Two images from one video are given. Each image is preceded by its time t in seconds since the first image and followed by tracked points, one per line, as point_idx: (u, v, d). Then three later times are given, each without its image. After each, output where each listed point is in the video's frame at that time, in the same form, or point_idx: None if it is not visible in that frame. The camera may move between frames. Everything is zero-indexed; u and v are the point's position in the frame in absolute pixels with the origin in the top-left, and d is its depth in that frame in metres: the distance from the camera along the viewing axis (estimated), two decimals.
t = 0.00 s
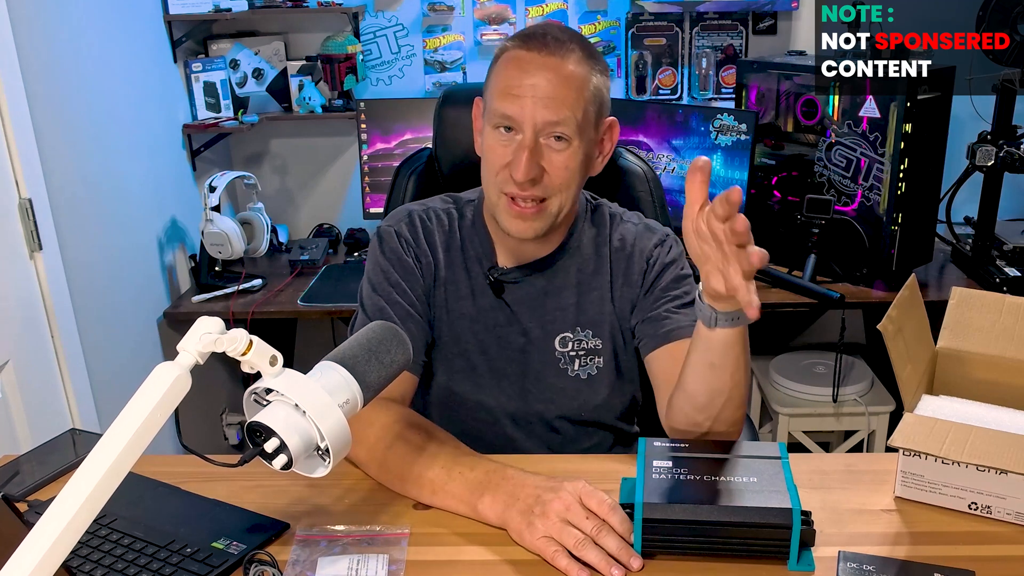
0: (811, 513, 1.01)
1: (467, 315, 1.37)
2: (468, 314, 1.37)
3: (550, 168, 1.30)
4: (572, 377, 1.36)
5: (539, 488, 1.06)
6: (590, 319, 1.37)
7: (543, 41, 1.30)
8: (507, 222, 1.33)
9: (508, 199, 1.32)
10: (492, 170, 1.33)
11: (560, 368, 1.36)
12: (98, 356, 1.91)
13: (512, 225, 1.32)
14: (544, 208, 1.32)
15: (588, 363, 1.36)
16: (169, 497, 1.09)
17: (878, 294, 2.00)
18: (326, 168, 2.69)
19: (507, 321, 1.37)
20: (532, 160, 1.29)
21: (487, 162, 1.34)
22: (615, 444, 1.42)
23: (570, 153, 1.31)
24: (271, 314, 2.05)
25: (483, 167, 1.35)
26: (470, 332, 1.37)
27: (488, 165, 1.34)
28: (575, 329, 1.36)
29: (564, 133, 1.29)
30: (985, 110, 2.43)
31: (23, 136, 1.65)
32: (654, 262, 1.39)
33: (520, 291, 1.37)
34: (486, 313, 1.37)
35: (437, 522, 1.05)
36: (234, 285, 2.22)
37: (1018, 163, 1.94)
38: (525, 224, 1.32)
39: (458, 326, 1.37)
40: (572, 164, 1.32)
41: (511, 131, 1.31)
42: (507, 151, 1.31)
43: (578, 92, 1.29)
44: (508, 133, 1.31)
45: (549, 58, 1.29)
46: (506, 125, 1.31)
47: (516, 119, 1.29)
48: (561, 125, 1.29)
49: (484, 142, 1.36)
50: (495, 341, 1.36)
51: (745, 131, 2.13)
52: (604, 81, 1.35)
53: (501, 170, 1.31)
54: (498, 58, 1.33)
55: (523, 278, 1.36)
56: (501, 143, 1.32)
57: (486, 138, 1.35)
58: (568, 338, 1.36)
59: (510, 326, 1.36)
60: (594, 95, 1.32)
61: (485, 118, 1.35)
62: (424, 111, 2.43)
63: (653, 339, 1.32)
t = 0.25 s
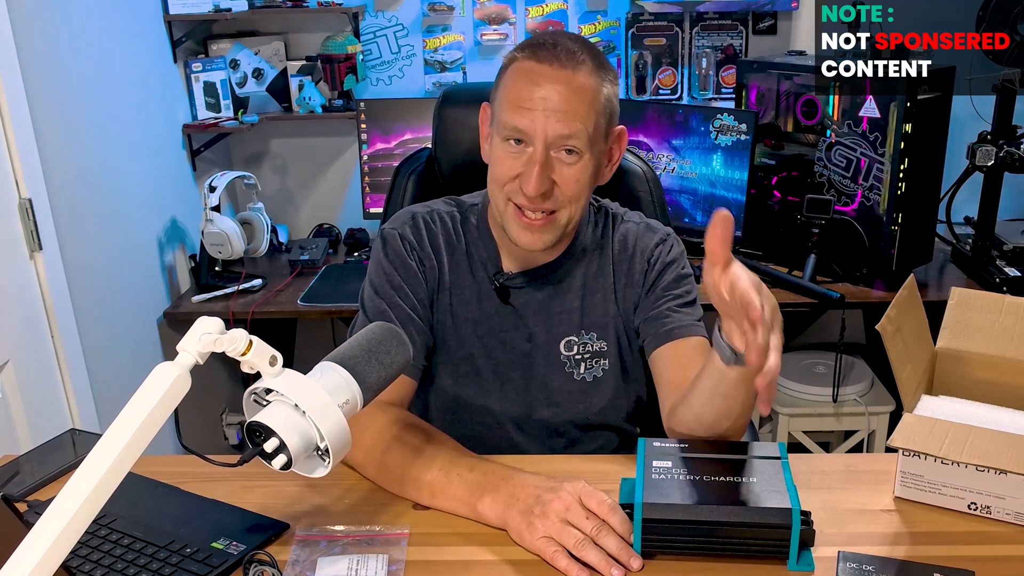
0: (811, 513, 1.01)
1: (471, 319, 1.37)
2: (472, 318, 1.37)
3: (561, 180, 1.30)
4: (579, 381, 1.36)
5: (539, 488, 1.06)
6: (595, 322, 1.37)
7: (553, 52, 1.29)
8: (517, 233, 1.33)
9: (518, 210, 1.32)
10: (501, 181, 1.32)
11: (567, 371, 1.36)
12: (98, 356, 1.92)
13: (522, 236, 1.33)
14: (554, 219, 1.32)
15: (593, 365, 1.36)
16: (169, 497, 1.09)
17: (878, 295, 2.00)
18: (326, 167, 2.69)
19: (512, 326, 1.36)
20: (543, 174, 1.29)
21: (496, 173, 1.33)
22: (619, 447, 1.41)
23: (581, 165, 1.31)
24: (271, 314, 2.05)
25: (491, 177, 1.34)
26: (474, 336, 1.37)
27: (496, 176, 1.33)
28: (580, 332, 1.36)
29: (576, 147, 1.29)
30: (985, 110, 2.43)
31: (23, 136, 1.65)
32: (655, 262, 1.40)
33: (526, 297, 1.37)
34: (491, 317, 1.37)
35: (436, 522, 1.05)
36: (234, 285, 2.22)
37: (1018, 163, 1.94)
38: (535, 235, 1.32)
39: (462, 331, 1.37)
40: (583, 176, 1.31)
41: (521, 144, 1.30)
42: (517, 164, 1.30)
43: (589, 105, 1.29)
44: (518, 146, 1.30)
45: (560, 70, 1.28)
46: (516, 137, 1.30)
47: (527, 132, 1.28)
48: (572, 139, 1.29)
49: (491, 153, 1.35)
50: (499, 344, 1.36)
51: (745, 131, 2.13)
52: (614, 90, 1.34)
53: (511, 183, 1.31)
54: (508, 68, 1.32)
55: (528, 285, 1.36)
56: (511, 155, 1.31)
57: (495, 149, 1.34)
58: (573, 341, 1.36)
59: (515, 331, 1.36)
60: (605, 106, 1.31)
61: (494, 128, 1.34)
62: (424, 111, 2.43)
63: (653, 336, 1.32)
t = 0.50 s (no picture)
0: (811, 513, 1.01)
1: (469, 322, 1.37)
2: (471, 321, 1.37)
3: (558, 184, 1.30)
4: (577, 384, 1.36)
5: (539, 488, 1.06)
6: (592, 326, 1.37)
7: (552, 56, 1.30)
8: (513, 236, 1.32)
9: (514, 213, 1.32)
10: (499, 185, 1.32)
11: (565, 375, 1.36)
12: (98, 356, 1.92)
13: (519, 239, 1.32)
14: (551, 223, 1.32)
15: (592, 368, 1.36)
16: (169, 497, 1.09)
17: (878, 294, 2.00)
18: (325, 167, 2.69)
19: (510, 329, 1.36)
20: (540, 176, 1.29)
21: (494, 176, 1.33)
22: (618, 447, 1.41)
23: (578, 169, 1.30)
24: (271, 314, 2.05)
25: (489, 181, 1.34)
26: (472, 339, 1.37)
27: (494, 179, 1.33)
28: (579, 336, 1.36)
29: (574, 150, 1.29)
30: (985, 110, 2.43)
31: (23, 136, 1.65)
32: (652, 265, 1.40)
33: (524, 300, 1.36)
34: (490, 320, 1.37)
35: (436, 523, 1.05)
36: (234, 285, 2.22)
37: (1018, 163, 1.94)
38: (531, 238, 1.31)
39: (461, 334, 1.37)
40: (581, 180, 1.31)
41: (520, 146, 1.30)
42: (515, 167, 1.30)
43: (588, 108, 1.29)
44: (516, 148, 1.30)
45: (559, 72, 1.28)
46: (514, 140, 1.30)
47: (525, 133, 1.29)
48: (570, 142, 1.29)
49: (490, 157, 1.35)
50: (497, 347, 1.36)
51: (745, 131, 2.13)
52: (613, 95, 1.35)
53: (509, 185, 1.31)
54: (508, 71, 1.33)
55: (525, 288, 1.36)
56: (509, 158, 1.31)
57: (493, 152, 1.34)
58: (571, 345, 1.36)
59: (513, 334, 1.36)
60: (604, 111, 1.32)
61: (493, 132, 1.34)
62: (424, 111, 2.43)
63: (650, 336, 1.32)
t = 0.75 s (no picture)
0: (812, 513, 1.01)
1: (468, 324, 1.37)
2: (471, 323, 1.37)
3: (561, 188, 1.29)
4: (576, 386, 1.36)
5: (539, 488, 1.06)
6: (591, 328, 1.37)
7: (553, 61, 1.31)
8: (516, 241, 1.32)
9: (517, 218, 1.31)
10: (501, 190, 1.32)
11: (565, 377, 1.36)
12: (98, 356, 1.91)
13: (522, 244, 1.31)
14: (553, 227, 1.31)
15: (591, 370, 1.36)
16: (169, 497, 1.09)
17: (878, 294, 2.00)
18: (325, 167, 2.69)
19: (509, 331, 1.36)
20: (543, 180, 1.28)
21: (496, 180, 1.33)
22: (618, 446, 1.41)
23: (581, 173, 1.30)
24: (271, 314, 2.05)
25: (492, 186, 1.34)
26: (471, 341, 1.37)
27: (496, 184, 1.33)
28: (578, 338, 1.36)
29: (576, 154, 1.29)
30: (985, 110, 2.43)
31: (23, 135, 1.65)
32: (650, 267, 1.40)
33: (524, 302, 1.36)
34: (489, 322, 1.36)
35: (436, 523, 1.05)
36: (234, 285, 2.22)
37: (1018, 163, 1.94)
38: (534, 243, 1.31)
39: (460, 336, 1.37)
40: (583, 185, 1.31)
41: (522, 151, 1.30)
42: (517, 171, 1.30)
43: (590, 112, 1.29)
44: (518, 153, 1.30)
45: (560, 78, 1.28)
46: (516, 145, 1.30)
47: (527, 138, 1.28)
48: (572, 146, 1.29)
49: (491, 162, 1.35)
50: (497, 348, 1.36)
51: (745, 131, 2.13)
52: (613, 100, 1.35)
53: (512, 189, 1.30)
54: (508, 75, 1.32)
55: (525, 291, 1.36)
56: (511, 162, 1.31)
57: (495, 156, 1.34)
58: (570, 347, 1.36)
59: (513, 336, 1.36)
60: (605, 115, 1.32)
61: (495, 136, 1.33)
62: (424, 111, 2.43)
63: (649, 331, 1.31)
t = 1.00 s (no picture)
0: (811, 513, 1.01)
1: (467, 323, 1.37)
2: (470, 321, 1.37)
3: (556, 171, 1.30)
4: (574, 383, 1.36)
5: (539, 488, 1.06)
6: (589, 326, 1.37)
7: (541, 46, 1.32)
8: (515, 228, 1.32)
9: (515, 205, 1.31)
10: (497, 177, 1.32)
11: (563, 374, 1.36)
12: (98, 356, 1.91)
13: (521, 231, 1.31)
14: (551, 212, 1.31)
15: (589, 368, 1.37)
16: (169, 497, 1.09)
17: (878, 294, 2.00)
18: (326, 167, 2.69)
19: (508, 329, 1.36)
20: (539, 163, 1.28)
21: (491, 168, 1.33)
22: (617, 446, 1.41)
23: (575, 155, 1.31)
24: (271, 314, 2.05)
25: (487, 175, 1.34)
26: (470, 339, 1.37)
27: (492, 173, 1.33)
28: (576, 336, 1.36)
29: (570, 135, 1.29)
30: (985, 110, 2.43)
31: (23, 135, 1.65)
32: (651, 265, 1.40)
33: (523, 299, 1.36)
34: (489, 321, 1.37)
35: (436, 523, 1.05)
36: (234, 285, 2.22)
37: (1018, 163, 1.94)
38: (533, 228, 1.31)
39: (460, 335, 1.37)
40: (578, 167, 1.31)
41: (516, 136, 1.30)
42: (512, 156, 1.30)
43: (581, 95, 1.30)
44: (512, 138, 1.30)
45: (549, 61, 1.29)
46: (510, 130, 1.30)
47: (521, 122, 1.29)
48: (566, 128, 1.29)
49: (485, 151, 1.35)
50: (496, 347, 1.36)
51: (745, 131, 2.13)
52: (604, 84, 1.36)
53: (507, 174, 1.30)
54: (498, 63, 1.33)
55: (526, 286, 1.36)
56: (506, 148, 1.31)
57: (489, 145, 1.34)
58: (569, 344, 1.36)
59: (513, 334, 1.36)
60: (596, 98, 1.33)
61: (487, 125, 1.34)
62: (424, 111, 2.43)
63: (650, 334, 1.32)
